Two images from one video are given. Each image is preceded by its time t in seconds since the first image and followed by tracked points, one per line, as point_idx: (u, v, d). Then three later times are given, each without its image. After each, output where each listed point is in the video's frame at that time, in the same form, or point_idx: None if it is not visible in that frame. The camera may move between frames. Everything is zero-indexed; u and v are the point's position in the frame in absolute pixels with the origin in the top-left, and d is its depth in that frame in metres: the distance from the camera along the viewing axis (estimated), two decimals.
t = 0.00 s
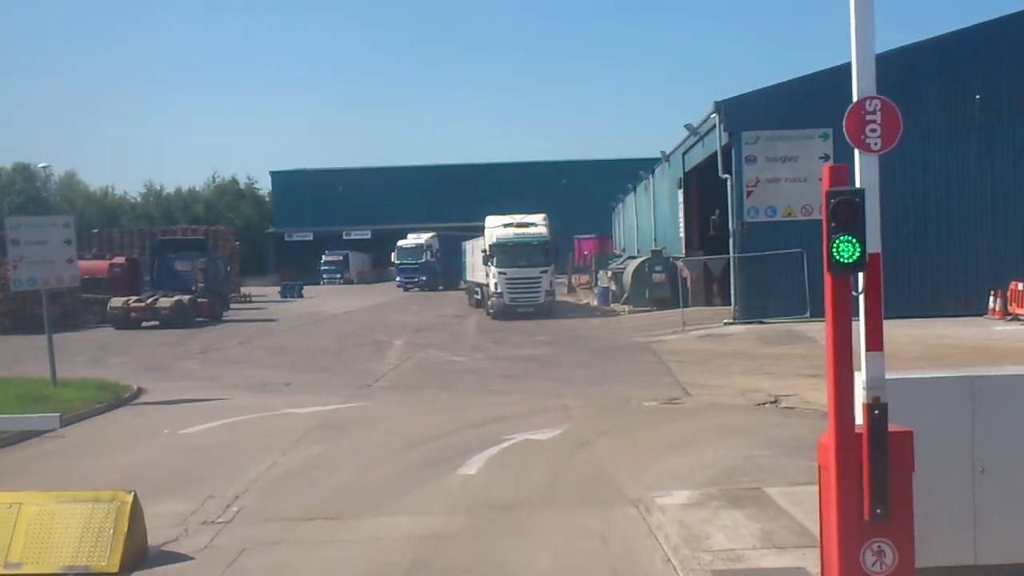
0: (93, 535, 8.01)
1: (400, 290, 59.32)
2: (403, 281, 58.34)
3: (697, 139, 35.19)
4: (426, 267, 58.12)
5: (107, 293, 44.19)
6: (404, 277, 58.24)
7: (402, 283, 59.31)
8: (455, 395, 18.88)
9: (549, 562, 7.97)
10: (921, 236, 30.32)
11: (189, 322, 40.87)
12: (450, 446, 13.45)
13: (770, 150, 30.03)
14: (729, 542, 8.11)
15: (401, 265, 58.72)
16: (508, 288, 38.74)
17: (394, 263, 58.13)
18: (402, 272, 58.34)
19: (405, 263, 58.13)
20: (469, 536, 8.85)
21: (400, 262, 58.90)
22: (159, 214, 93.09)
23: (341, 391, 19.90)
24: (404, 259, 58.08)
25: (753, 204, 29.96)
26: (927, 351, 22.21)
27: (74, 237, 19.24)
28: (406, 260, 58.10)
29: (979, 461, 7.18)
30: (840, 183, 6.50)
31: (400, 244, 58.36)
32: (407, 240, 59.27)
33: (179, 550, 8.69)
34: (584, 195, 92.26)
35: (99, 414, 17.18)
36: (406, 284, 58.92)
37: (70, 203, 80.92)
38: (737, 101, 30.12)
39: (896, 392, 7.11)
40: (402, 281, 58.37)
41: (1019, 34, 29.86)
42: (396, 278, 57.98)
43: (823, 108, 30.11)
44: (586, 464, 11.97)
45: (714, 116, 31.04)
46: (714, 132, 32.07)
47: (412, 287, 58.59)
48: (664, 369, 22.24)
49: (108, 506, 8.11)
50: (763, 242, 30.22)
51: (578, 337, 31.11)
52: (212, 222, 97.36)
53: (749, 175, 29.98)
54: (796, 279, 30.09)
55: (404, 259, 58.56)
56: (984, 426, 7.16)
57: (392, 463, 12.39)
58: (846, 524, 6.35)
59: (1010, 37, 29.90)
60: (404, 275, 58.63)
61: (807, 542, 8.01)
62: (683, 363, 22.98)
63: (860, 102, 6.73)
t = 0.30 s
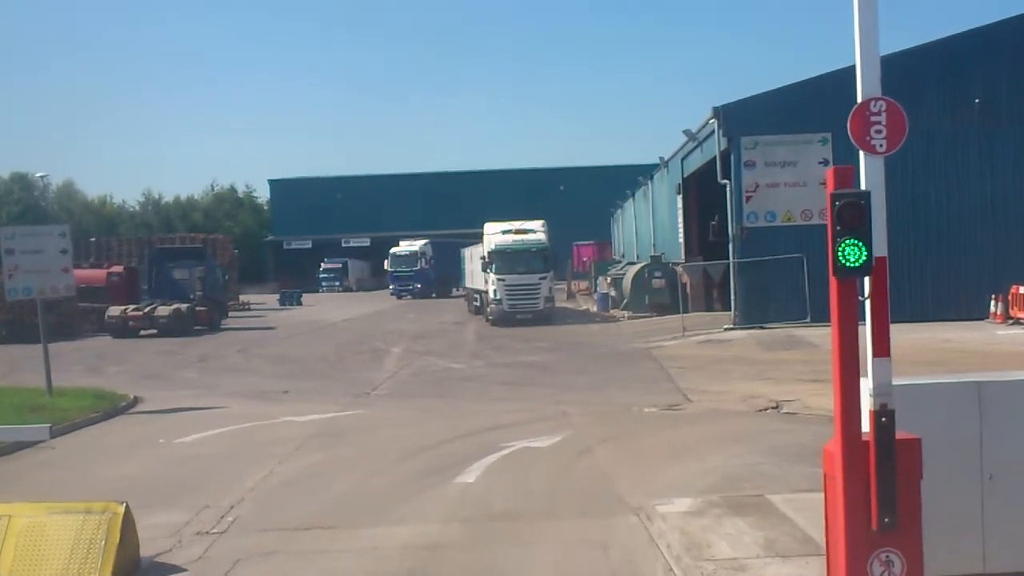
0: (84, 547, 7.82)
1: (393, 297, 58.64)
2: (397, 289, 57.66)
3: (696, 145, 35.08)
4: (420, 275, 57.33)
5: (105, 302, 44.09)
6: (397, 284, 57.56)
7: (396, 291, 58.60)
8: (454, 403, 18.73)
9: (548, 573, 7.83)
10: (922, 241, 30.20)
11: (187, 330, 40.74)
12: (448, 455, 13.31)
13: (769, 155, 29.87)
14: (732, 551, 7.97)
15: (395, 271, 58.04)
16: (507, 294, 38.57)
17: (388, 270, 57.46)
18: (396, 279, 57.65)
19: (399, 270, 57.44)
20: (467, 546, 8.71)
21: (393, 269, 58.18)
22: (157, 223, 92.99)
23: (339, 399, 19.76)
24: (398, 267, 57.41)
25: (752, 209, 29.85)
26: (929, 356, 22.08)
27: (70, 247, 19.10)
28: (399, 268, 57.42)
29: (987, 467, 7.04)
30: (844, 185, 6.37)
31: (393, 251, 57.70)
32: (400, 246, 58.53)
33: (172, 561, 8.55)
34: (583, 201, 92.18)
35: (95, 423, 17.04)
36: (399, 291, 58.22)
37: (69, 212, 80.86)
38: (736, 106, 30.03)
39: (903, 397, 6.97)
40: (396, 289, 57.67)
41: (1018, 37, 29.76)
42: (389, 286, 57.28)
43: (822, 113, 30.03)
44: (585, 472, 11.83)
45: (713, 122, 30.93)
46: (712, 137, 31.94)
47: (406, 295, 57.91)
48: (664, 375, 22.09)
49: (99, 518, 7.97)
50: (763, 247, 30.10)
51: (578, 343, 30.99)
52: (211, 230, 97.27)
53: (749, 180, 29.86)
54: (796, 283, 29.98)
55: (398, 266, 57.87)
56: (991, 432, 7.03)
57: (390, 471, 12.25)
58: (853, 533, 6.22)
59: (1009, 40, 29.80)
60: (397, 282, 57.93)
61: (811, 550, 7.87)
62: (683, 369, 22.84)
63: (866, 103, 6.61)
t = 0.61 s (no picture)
0: (69, 553, 7.55)
1: (386, 295, 57.96)
2: (391, 287, 57.02)
3: (698, 143, 34.82)
4: (416, 272, 56.70)
5: (101, 298, 43.91)
6: (391, 281, 56.93)
7: (389, 288, 57.95)
8: (452, 402, 18.49)
9: None
10: (924, 242, 29.95)
11: (184, 326, 40.50)
12: (446, 456, 13.06)
13: (771, 154, 29.50)
14: (738, 562, 7.72)
15: (388, 268, 57.39)
16: (506, 293, 38.39)
17: (381, 267, 56.82)
18: (390, 277, 57.01)
19: (393, 267, 56.77)
20: (464, 553, 8.47)
21: (387, 266, 57.51)
22: (155, 218, 92.66)
23: (335, 397, 19.52)
24: (391, 264, 56.75)
25: (753, 208, 29.62)
26: (932, 357, 21.85)
27: (63, 242, 18.92)
28: (393, 265, 56.78)
29: (1003, 479, 6.80)
30: (863, 183, 6.16)
31: (387, 248, 57.02)
32: (393, 243, 57.82)
33: (160, 568, 8.30)
34: (582, 200, 91.94)
35: (86, 421, 16.79)
36: (392, 289, 57.54)
37: (65, 207, 80.58)
38: (737, 104, 29.82)
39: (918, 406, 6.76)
40: (389, 287, 57.01)
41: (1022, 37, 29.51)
42: (383, 284, 56.61)
43: (825, 111, 29.79)
44: (585, 476, 11.58)
45: (714, 120, 30.67)
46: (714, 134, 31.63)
47: (400, 293, 57.30)
48: (664, 375, 21.85)
49: (85, 524, 7.70)
50: (763, 247, 29.91)
51: (577, 342, 30.76)
52: (209, 226, 97.00)
53: (750, 179, 29.60)
54: (797, 284, 29.77)
55: (391, 263, 57.20)
56: (1009, 440, 6.78)
57: (386, 474, 12.00)
58: (869, 548, 6.00)
59: (1013, 40, 29.54)
60: (391, 280, 57.29)
61: (819, 562, 7.63)
62: (683, 369, 22.60)
63: (885, 96, 6.65)
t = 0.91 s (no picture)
0: None
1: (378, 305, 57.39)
2: (385, 297, 56.50)
3: (695, 149, 34.57)
4: (410, 281, 56.13)
5: (95, 309, 43.58)
6: (384, 291, 56.39)
7: (382, 298, 57.37)
8: (449, 415, 18.15)
9: None
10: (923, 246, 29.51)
11: (180, 338, 40.15)
12: (441, 472, 12.72)
13: (770, 160, 29.41)
14: None
15: (382, 278, 56.87)
16: (503, 302, 38.05)
17: (374, 277, 56.28)
18: (383, 286, 56.47)
19: (387, 276, 56.27)
20: None
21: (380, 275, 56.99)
22: (151, 229, 92.39)
23: (330, 410, 19.17)
24: (385, 273, 56.24)
25: (752, 214, 29.33)
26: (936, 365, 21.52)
27: (51, 254, 18.53)
28: (387, 274, 56.28)
29: None
30: (883, 185, 6.20)
31: (380, 257, 56.49)
32: (385, 251, 57.30)
33: None
34: (579, 208, 91.68)
35: (74, 438, 16.44)
36: (385, 299, 56.95)
37: (60, 219, 80.32)
38: (736, 109, 29.49)
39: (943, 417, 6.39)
40: (383, 296, 56.48)
41: None
42: (376, 294, 56.05)
43: (826, 115, 29.46)
44: (585, 492, 11.24)
45: (712, 126, 30.37)
46: (712, 141, 31.35)
47: (394, 302, 56.77)
48: (664, 385, 21.51)
49: (61, 549, 5.95)
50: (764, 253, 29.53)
51: (575, 351, 30.43)
52: (205, 237, 96.64)
53: (749, 185, 29.38)
54: (798, 290, 29.45)
55: (384, 272, 56.68)
56: None
57: (380, 491, 11.66)
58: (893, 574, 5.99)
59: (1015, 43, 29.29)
60: (384, 289, 56.75)
61: None
62: (684, 379, 22.25)
63: (903, 95, 6.46)
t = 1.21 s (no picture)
0: None
1: (373, 292, 56.47)
2: (381, 285, 55.62)
3: (699, 136, 34.08)
4: (406, 269, 55.27)
5: (90, 294, 43.17)
6: (380, 278, 55.52)
7: (377, 286, 56.45)
8: (446, 404, 17.71)
9: None
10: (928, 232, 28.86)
11: (176, 323, 39.68)
12: (437, 463, 12.27)
13: (776, 147, 28.91)
14: None
15: (377, 265, 55.94)
16: (503, 290, 37.56)
17: (370, 264, 55.39)
18: (379, 274, 55.57)
19: (383, 264, 55.38)
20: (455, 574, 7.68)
21: (376, 262, 56.03)
22: (149, 213, 91.81)
23: (325, 398, 18.71)
24: (381, 261, 55.33)
25: (757, 203, 28.85)
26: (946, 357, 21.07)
27: (40, 236, 18.05)
28: (383, 262, 55.39)
29: None
30: (933, 157, 6.02)
31: (376, 243, 55.49)
32: (381, 238, 56.37)
33: None
34: (580, 196, 91.03)
35: (60, 424, 15.98)
36: (380, 287, 56.03)
37: (58, 203, 79.73)
38: (742, 94, 28.93)
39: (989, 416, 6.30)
40: (378, 284, 55.58)
41: None
42: (372, 281, 55.17)
43: (833, 102, 28.94)
44: (587, 487, 10.80)
45: (717, 112, 29.85)
46: (717, 128, 30.82)
47: (389, 291, 55.91)
48: (667, 375, 21.04)
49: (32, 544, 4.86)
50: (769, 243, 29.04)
51: (576, 340, 29.96)
52: (204, 221, 96.06)
53: (754, 172, 28.89)
54: (802, 280, 29.01)
55: (381, 260, 55.75)
56: None
57: (374, 483, 11.22)
58: None
59: None
60: (380, 277, 55.87)
61: None
62: (687, 369, 21.79)
63: (951, 59, 6.24)
